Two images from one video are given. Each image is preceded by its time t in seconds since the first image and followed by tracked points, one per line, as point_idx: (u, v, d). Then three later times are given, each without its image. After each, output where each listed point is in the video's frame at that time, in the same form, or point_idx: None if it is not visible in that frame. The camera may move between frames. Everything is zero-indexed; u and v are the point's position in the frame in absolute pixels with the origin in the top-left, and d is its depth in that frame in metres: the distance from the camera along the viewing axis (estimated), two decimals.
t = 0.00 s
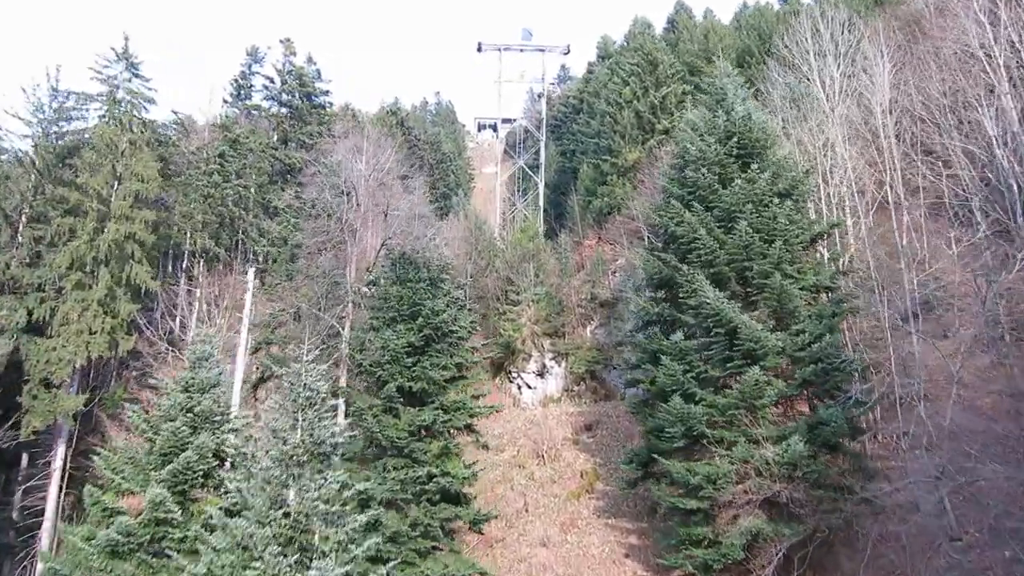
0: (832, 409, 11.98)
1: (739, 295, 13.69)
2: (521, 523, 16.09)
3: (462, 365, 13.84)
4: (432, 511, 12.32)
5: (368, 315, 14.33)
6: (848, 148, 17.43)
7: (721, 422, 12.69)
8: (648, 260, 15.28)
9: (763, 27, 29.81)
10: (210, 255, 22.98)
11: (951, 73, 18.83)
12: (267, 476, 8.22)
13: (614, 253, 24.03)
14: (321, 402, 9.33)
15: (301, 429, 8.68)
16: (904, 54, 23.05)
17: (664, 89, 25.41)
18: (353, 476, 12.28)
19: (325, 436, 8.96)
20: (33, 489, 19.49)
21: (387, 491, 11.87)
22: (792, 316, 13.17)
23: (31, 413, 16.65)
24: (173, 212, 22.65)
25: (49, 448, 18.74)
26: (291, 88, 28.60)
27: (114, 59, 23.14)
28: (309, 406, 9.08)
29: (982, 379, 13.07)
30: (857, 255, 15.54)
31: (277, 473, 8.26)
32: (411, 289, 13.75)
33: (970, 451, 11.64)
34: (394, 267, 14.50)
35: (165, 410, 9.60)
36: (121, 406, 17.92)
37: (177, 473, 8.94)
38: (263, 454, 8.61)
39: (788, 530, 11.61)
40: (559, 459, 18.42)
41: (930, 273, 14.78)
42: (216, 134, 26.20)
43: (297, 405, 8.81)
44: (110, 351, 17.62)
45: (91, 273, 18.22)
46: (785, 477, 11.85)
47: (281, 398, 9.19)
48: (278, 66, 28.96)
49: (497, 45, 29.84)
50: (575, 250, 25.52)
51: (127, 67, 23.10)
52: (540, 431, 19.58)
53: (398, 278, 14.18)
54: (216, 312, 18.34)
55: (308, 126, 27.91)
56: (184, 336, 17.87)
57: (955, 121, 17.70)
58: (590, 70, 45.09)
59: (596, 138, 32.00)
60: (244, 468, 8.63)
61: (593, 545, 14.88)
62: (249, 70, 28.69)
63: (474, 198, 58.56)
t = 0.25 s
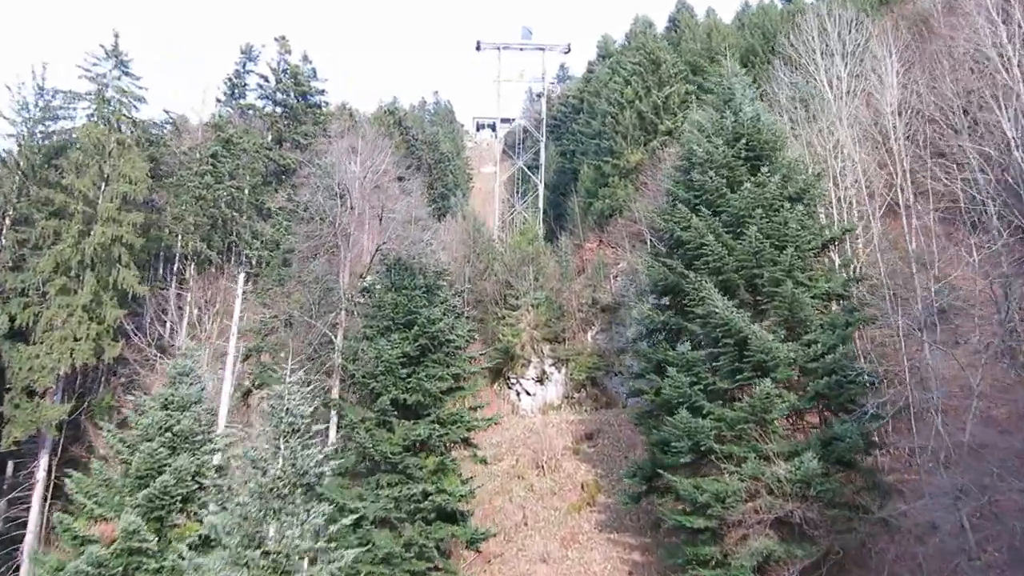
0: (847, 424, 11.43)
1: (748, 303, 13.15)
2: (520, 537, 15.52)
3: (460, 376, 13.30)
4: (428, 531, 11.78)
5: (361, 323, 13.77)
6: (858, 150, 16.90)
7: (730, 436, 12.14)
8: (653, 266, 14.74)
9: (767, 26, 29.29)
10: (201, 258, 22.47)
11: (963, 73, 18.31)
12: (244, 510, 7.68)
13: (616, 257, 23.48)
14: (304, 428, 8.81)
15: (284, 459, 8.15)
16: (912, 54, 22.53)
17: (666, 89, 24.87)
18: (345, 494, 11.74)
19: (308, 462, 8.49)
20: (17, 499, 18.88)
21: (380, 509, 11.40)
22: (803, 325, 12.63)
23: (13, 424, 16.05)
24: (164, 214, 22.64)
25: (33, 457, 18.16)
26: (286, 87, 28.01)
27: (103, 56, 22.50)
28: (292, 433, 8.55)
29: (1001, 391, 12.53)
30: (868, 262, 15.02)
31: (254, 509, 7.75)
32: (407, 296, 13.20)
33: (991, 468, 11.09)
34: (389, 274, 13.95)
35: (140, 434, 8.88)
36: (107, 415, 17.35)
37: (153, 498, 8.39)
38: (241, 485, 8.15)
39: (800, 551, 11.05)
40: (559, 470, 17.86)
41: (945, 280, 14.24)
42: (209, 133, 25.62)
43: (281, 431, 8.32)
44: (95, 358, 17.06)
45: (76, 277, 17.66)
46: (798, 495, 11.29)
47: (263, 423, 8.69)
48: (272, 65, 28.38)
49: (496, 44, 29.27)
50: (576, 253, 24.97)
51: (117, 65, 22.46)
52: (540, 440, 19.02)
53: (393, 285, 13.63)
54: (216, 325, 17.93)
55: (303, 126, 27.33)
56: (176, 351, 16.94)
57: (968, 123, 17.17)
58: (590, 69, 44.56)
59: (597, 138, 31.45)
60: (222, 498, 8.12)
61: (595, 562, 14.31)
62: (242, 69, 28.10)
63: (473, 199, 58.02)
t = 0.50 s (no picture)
0: (865, 441, 10.88)
1: (759, 312, 12.60)
2: (520, 552, 14.92)
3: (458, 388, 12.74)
4: (424, 553, 11.20)
5: (355, 332, 13.21)
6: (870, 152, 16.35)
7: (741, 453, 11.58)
8: (660, 272, 14.19)
9: (772, 24, 28.73)
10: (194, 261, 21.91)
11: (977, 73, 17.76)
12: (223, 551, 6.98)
13: (618, 260, 22.92)
14: (286, 461, 8.38)
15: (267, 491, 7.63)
16: (923, 53, 21.99)
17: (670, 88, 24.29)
18: (337, 513, 11.16)
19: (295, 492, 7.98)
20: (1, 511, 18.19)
21: (375, 530, 10.86)
22: (817, 336, 12.08)
23: None
24: (154, 215, 22.20)
25: (17, 468, 17.56)
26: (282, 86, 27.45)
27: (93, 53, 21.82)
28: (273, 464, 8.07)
29: None
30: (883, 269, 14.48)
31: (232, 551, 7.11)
32: (403, 304, 12.65)
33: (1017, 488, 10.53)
34: (384, 280, 13.41)
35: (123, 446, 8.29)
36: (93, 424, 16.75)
37: (128, 527, 7.72)
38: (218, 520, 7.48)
39: None
40: (561, 481, 17.29)
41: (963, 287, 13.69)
42: (202, 133, 25.03)
43: (262, 461, 7.88)
44: (80, 366, 16.47)
45: (62, 282, 17.09)
46: (814, 516, 10.73)
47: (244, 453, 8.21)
48: (268, 63, 27.77)
49: (496, 42, 28.69)
50: (578, 257, 24.40)
51: (107, 62, 21.82)
52: (541, 450, 18.46)
53: (388, 292, 13.08)
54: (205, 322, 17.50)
55: (299, 126, 26.73)
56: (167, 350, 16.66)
57: (983, 123, 16.62)
58: (591, 68, 43.99)
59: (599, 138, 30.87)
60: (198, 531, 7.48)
61: None
62: (237, 67, 27.50)
63: (472, 199, 57.44)
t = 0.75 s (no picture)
0: (884, 461, 10.31)
1: (771, 323, 12.04)
2: (521, 569, 14.33)
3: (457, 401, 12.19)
4: None
5: (349, 342, 12.65)
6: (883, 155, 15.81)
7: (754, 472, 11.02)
8: (667, 280, 13.62)
9: (778, 23, 28.18)
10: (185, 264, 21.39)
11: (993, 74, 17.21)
12: None
13: (621, 265, 22.35)
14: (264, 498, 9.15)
15: (244, 531, 8.13)
16: (935, 53, 21.44)
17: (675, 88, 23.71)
18: (328, 535, 10.60)
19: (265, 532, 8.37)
20: None
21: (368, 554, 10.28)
22: (833, 349, 11.52)
23: None
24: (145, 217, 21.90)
25: None
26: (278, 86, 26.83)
27: (83, 51, 21.28)
28: (249, 503, 8.82)
29: None
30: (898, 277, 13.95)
31: None
32: (399, 314, 12.09)
33: None
34: (380, 288, 12.86)
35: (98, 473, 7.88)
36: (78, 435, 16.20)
37: (100, 560, 7.47)
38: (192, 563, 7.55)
39: None
40: (563, 495, 16.74)
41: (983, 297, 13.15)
42: (195, 133, 24.48)
43: (238, 503, 8.55)
44: (65, 374, 15.94)
45: (47, 287, 16.57)
46: (830, 540, 10.17)
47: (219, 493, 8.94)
48: (263, 62, 27.21)
49: (497, 41, 28.13)
50: (580, 261, 23.84)
51: (97, 60, 21.26)
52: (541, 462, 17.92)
53: (384, 301, 12.54)
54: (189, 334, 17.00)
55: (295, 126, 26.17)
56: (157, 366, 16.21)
57: (1000, 126, 16.08)
58: (593, 68, 43.44)
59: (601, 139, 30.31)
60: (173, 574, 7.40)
61: None
62: (232, 65, 26.94)
63: (472, 200, 56.89)
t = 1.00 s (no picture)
0: (908, 480, 9.78)
1: (786, 333, 11.48)
2: None
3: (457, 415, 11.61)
4: None
5: (344, 353, 12.10)
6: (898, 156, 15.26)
7: (769, 491, 10.49)
8: (676, 287, 13.04)
9: (784, 20, 27.62)
10: (179, 269, 20.88)
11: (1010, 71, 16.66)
12: None
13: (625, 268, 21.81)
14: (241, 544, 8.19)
15: None
16: (946, 50, 20.89)
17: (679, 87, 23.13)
18: (323, 560, 10.05)
19: (242, 559, 8.22)
20: None
21: None
22: (852, 360, 10.96)
23: None
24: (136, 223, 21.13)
25: None
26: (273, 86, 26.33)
27: (71, 51, 20.70)
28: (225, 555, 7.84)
29: None
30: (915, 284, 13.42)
31: None
32: (396, 324, 11.46)
33: None
34: (375, 297, 12.28)
35: (76, 501, 7.33)
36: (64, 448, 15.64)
37: None
38: None
39: None
40: (568, 508, 16.20)
41: (1006, 305, 12.61)
42: (188, 135, 23.91)
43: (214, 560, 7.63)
44: (51, 385, 15.40)
45: (32, 294, 16.02)
46: (852, 564, 9.65)
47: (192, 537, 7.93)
48: (258, 61, 26.65)
49: (497, 39, 27.56)
50: (582, 264, 23.27)
51: (86, 60, 20.70)
52: (545, 473, 17.36)
53: (380, 310, 11.96)
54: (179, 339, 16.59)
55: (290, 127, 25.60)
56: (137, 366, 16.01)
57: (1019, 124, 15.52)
58: (594, 67, 42.88)
59: (603, 139, 29.72)
60: None
61: None
62: (226, 65, 26.37)
63: (472, 201, 56.34)
